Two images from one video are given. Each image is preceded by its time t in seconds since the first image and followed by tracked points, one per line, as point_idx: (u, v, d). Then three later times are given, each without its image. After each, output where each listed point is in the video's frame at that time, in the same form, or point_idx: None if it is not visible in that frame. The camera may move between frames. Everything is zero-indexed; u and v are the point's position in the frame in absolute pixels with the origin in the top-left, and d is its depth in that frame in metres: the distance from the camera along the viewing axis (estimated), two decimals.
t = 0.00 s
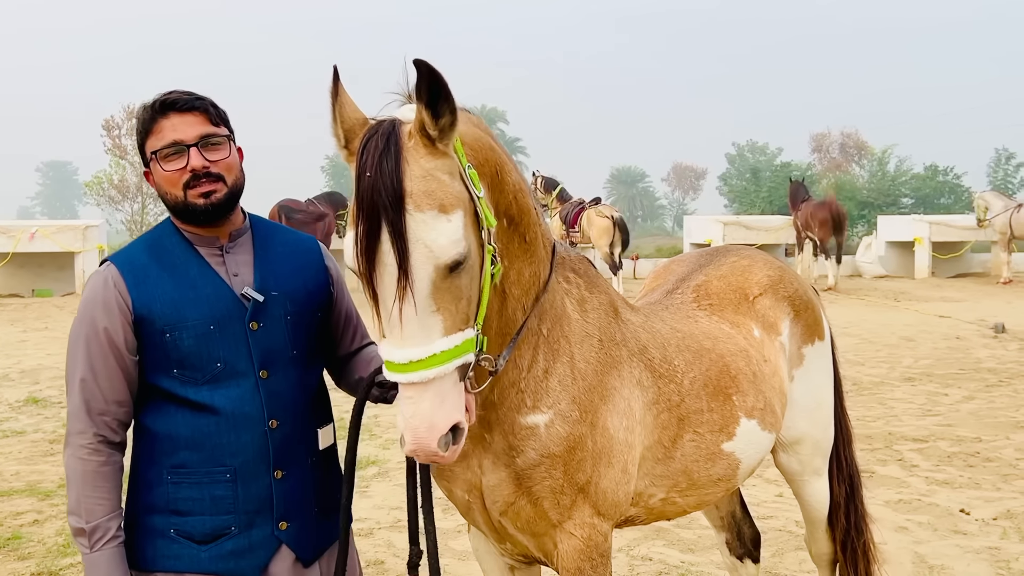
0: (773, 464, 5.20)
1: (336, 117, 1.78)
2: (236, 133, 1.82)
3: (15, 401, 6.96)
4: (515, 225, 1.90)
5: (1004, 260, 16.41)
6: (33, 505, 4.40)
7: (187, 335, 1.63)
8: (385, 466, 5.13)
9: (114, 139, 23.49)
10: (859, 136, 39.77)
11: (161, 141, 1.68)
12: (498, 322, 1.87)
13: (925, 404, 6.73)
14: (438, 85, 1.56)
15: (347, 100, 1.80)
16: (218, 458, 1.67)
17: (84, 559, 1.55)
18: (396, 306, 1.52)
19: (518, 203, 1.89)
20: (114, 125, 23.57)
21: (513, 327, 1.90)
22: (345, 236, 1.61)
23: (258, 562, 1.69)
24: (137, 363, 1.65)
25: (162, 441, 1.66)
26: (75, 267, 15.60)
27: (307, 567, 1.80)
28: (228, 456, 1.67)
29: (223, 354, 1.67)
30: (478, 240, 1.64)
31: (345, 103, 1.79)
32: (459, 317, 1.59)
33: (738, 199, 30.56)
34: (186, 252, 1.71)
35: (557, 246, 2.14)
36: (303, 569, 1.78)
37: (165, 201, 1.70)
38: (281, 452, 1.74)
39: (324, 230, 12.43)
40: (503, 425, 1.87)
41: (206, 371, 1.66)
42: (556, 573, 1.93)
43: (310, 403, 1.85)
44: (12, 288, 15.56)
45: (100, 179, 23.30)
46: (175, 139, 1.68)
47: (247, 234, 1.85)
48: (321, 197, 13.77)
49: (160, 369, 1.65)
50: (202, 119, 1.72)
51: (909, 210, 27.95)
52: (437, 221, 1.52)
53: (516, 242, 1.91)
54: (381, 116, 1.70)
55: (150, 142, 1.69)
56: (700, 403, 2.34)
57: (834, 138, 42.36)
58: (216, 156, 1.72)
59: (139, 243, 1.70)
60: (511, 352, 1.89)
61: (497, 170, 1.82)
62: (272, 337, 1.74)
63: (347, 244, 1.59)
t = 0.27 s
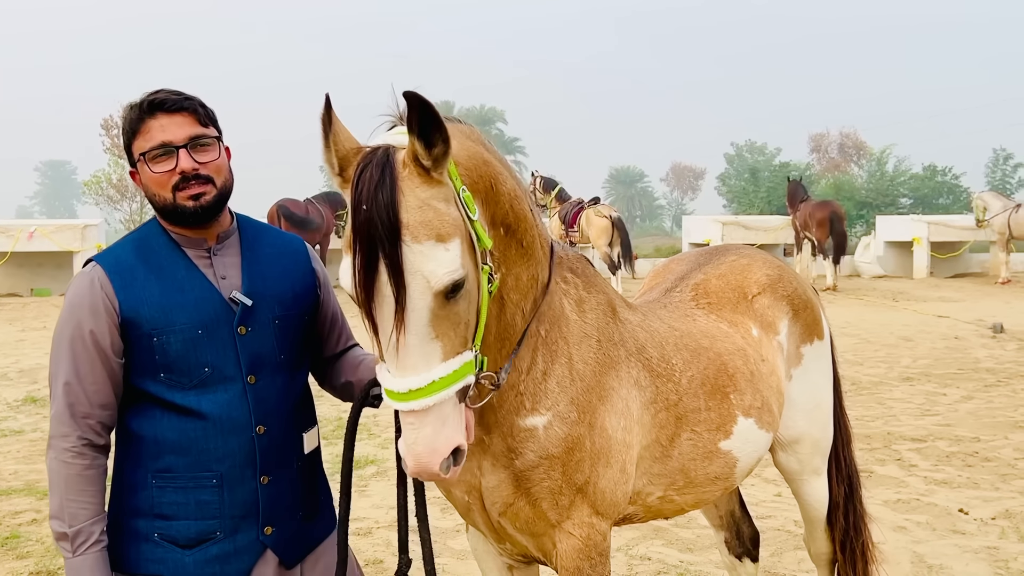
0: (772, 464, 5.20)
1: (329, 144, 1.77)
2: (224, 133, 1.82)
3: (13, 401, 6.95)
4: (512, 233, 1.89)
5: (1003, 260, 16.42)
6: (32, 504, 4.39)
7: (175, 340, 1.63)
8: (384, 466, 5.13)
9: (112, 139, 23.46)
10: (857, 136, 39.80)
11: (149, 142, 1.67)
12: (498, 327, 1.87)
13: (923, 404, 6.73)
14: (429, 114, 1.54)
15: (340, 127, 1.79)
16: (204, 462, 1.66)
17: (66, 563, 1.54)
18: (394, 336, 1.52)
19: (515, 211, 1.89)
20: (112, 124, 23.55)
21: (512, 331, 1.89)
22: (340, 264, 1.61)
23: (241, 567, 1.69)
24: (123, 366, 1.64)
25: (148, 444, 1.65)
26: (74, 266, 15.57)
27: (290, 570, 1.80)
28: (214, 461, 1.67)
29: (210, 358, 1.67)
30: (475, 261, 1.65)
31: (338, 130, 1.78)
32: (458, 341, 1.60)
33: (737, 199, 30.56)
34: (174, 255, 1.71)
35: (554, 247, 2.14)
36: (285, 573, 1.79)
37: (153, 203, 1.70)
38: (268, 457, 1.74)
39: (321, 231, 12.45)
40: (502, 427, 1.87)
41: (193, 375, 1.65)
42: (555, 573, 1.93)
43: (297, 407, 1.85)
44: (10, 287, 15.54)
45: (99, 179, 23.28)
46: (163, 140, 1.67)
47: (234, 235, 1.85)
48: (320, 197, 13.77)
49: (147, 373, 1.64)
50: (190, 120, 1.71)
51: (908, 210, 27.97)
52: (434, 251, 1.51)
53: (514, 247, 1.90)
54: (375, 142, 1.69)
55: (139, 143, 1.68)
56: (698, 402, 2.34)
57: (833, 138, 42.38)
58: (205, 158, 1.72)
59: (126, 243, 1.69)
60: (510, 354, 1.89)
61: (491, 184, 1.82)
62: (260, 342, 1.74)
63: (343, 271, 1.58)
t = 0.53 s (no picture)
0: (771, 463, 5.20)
1: (343, 99, 1.78)
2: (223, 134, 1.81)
3: (12, 399, 6.93)
4: (512, 223, 1.90)
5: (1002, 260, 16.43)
6: (30, 503, 4.39)
7: (172, 342, 1.63)
8: (383, 465, 5.13)
9: (111, 137, 23.43)
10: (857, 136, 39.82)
11: (148, 143, 1.67)
12: (496, 320, 1.87)
13: (922, 404, 6.74)
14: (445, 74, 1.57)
15: (356, 83, 1.80)
16: (201, 465, 1.66)
17: (63, 566, 1.54)
18: (389, 291, 1.52)
19: (516, 201, 1.90)
20: (112, 123, 23.52)
21: (511, 326, 1.89)
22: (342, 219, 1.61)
23: (238, 570, 1.69)
24: (121, 368, 1.64)
25: (146, 447, 1.65)
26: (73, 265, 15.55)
27: (288, 573, 1.80)
28: (211, 464, 1.67)
29: (208, 361, 1.66)
30: (474, 232, 1.65)
31: (354, 87, 1.79)
32: (451, 307, 1.60)
33: (737, 199, 30.57)
34: (172, 256, 1.70)
35: (554, 245, 2.14)
36: None
37: (153, 204, 1.70)
38: (266, 460, 1.73)
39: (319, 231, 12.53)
40: (501, 424, 1.86)
41: (191, 377, 1.65)
42: (554, 572, 1.92)
43: (295, 410, 1.84)
44: (10, 286, 15.53)
45: (99, 178, 23.28)
46: (162, 141, 1.67)
47: (233, 237, 1.85)
48: (319, 196, 13.76)
49: (145, 375, 1.64)
50: (189, 120, 1.71)
51: (907, 210, 27.98)
52: (437, 208, 1.52)
53: (513, 239, 1.91)
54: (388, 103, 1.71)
55: (137, 145, 1.68)
56: (697, 401, 2.34)
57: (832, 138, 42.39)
58: (204, 159, 1.71)
59: (124, 244, 1.69)
60: (509, 350, 1.89)
61: (496, 167, 1.82)
62: (258, 344, 1.74)
63: (345, 225, 1.58)
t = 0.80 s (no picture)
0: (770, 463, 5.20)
1: (349, 85, 1.78)
2: (227, 134, 1.81)
3: (11, 397, 6.93)
4: (512, 218, 1.90)
5: (1002, 261, 16.43)
6: (29, 501, 4.39)
7: (175, 339, 1.63)
8: (382, 464, 5.13)
9: (111, 136, 23.43)
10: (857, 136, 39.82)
11: (152, 143, 1.67)
12: (493, 315, 1.87)
13: (921, 404, 6.74)
14: (453, 58, 1.59)
15: (362, 69, 1.80)
16: (203, 462, 1.66)
17: (71, 564, 1.54)
18: (397, 273, 1.51)
19: (516, 196, 1.90)
20: (111, 121, 23.50)
21: (507, 322, 1.89)
22: (349, 204, 1.61)
23: (240, 568, 1.69)
24: (126, 367, 1.64)
25: (148, 445, 1.65)
26: (72, 263, 15.55)
27: (291, 572, 1.79)
28: (213, 462, 1.67)
29: (211, 358, 1.66)
30: (480, 218, 1.66)
31: (360, 72, 1.79)
32: (458, 292, 1.59)
33: (736, 199, 30.57)
34: (175, 255, 1.70)
35: (550, 244, 2.13)
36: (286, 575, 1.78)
37: (156, 203, 1.69)
38: (268, 458, 1.73)
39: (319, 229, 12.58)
40: (497, 421, 1.87)
41: (194, 375, 1.65)
42: (550, 570, 1.92)
43: (298, 408, 1.84)
44: (9, 285, 15.54)
45: (98, 176, 23.27)
46: (166, 142, 1.67)
47: (237, 235, 1.84)
48: (319, 195, 13.76)
49: (148, 373, 1.64)
50: (193, 121, 1.71)
51: (907, 210, 27.98)
52: (445, 191, 1.53)
53: (512, 235, 1.91)
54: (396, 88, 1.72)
55: (141, 145, 1.68)
56: (694, 400, 2.34)
57: (832, 138, 42.38)
58: (208, 159, 1.71)
59: (127, 243, 1.69)
60: (505, 348, 1.89)
61: (498, 160, 1.82)
62: (261, 341, 1.74)
63: (353, 210, 1.58)
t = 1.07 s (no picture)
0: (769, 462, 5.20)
1: (347, 91, 1.78)
2: (229, 132, 1.80)
3: (10, 396, 6.93)
4: (513, 219, 1.90)
5: (1002, 260, 16.43)
6: (29, 499, 4.39)
7: (176, 336, 1.63)
8: (382, 463, 5.13)
9: (110, 134, 23.42)
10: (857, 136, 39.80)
11: (154, 142, 1.66)
12: (494, 315, 1.87)
13: (921, 404, 6.74)
14: (450, 61, 1.59)
15: (361, 73, 1.80)
16: (203, 460, 1.66)
17: (66, 555, 1.52)
18: (393, 278, 1.51)
19: (517, 197, 1.90)
20: (111, 120, 23.48)
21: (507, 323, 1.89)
22: (346, 208, 1.62)
23: (240, 566, 1.68)
24: (125, 364, 1.64)
25: (148, 442, 1.65)
26: (71, 261, 15.54)
27: (290, 571, 1.79)
28: (214, 459, 1.66)
29: (212, 356, 1.66)
30: (479, 224, 1.67)
31: (358, 75, 1.79)
32: (455, 298, 1.59)
33: (736, 198, 30.56)
34: (177, 252, 1.70)
35: (549, 244, 2.13)
36: (286, 573, 1.77)
37: (158, 202, 1.69)
38: (268, 456, 1.73)
39: (320, 228, 12.62)
40: (496, 421, 1.86)
41: (194, 373, 1.65)
42: (548, 569, 1.92)
43: (299, 406, 1.84)
44: (9, 283, 15.55)
45: (98, 174, 23.26)
46: (167, 140, 1.66)
47: (239, 234, 1.84)
48: (319, 194, 13.76)
49: (149, 370, 1.64)
50: (194, 120, 1.70)
51: (907, 210, 27.98)
52: (441, 194, 1.52)
53: (513, 237, 1.91)
54: (393, 93, 1.71)
55: (143, 144, 1.67)
56: (691, 398, 2.34)
57: (833, 137, 42.38)
58: (210, 158, 1.71)
59: (129, 241, 1.69)
60: (504, 349, 1.89)
61: (499, 162, 1.81)
62: (262, 339, 1.74)
63: (349, 216, 1.59)
